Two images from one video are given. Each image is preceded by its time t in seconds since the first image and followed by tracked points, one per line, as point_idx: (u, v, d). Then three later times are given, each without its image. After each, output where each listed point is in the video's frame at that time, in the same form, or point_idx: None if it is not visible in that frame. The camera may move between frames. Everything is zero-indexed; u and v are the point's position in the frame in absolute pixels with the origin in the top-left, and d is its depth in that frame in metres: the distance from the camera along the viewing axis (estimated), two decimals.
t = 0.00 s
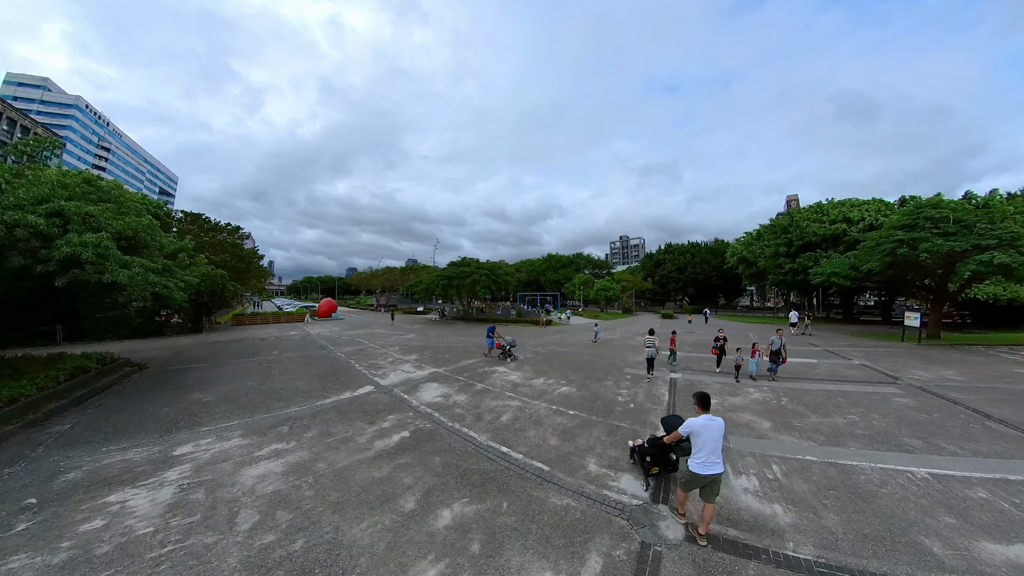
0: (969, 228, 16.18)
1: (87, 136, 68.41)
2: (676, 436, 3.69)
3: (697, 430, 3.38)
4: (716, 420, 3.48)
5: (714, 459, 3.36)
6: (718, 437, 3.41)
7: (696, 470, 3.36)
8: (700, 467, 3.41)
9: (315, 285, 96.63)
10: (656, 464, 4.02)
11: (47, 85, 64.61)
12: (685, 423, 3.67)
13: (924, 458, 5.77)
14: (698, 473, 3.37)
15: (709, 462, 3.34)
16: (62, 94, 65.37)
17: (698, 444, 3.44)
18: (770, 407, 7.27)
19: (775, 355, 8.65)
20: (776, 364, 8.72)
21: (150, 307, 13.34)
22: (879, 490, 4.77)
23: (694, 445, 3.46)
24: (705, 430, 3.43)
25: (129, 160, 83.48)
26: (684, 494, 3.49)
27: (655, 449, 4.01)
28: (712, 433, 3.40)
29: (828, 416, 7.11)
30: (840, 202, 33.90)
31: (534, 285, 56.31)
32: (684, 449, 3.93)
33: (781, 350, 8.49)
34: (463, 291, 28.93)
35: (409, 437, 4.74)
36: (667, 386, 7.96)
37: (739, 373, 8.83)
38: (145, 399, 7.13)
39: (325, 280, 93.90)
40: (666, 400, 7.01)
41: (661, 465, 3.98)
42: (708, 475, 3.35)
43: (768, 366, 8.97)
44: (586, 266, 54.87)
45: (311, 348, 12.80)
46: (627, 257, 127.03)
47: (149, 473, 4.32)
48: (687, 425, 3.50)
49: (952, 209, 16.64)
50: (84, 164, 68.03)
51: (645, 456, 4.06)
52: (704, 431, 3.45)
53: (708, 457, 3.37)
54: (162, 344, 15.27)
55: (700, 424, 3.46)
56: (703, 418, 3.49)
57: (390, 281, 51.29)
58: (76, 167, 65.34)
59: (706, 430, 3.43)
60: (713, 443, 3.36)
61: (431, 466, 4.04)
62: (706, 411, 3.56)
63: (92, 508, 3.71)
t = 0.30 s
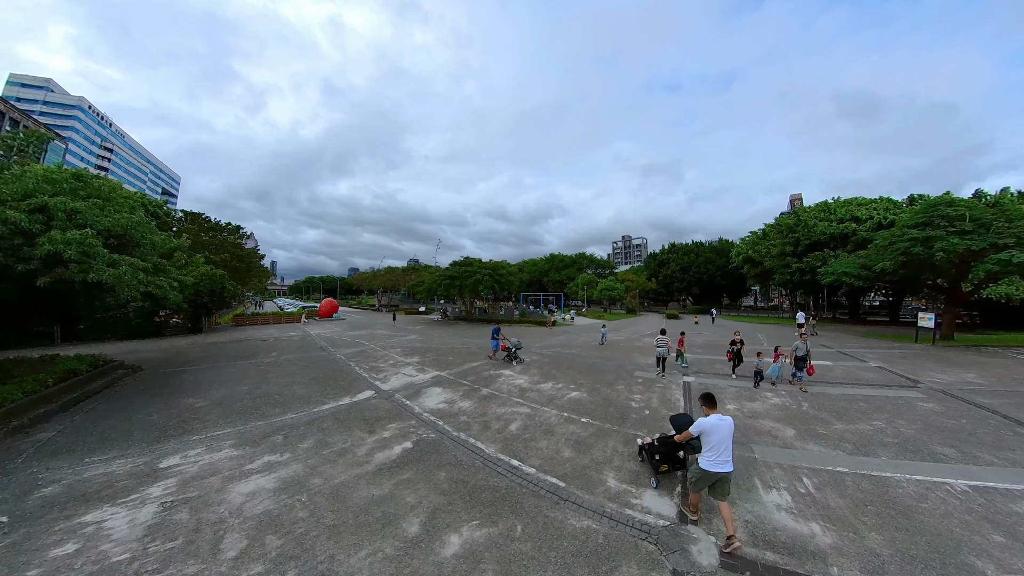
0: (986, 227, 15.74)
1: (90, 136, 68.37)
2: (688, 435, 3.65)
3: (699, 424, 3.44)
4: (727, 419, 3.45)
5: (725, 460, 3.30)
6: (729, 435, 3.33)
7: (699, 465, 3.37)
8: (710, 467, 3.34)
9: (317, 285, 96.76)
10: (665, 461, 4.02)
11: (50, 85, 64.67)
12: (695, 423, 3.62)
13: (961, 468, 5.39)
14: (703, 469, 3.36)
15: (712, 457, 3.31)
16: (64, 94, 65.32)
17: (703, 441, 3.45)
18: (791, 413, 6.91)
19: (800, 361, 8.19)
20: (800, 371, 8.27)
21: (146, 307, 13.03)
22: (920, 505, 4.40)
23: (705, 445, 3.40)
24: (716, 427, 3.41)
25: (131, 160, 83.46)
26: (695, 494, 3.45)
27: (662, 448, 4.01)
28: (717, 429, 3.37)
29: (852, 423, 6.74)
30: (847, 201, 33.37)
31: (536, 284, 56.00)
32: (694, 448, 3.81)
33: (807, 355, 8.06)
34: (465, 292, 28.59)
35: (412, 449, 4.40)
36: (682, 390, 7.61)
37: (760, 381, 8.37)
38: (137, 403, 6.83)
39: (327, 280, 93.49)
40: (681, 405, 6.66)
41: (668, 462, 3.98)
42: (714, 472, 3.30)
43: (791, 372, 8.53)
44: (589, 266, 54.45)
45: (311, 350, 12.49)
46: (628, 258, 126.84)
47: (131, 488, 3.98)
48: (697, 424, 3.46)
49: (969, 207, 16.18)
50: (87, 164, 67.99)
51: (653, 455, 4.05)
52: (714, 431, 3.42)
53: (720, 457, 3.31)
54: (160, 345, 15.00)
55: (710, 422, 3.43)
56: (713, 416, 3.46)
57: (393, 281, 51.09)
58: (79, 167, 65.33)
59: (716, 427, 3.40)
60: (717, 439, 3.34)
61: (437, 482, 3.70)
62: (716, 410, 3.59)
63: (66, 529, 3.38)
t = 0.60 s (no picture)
0: (1006, 223, 15.21)
1: (92, 137, 68.41)
2: (699, 430, 3.66)
3: (710, 417, 3.51)
4: (739, 414, 3.50)
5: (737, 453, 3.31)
6: (740, 429, 3.36)
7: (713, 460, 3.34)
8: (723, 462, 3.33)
9: (318, 285, 96.68)
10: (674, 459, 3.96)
11: (53, 86, 64.83)
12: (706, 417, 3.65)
13: (1005, 477, 4.98)
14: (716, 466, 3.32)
15: (724, 452, 3.30)
16: (67, 95, 65.39)
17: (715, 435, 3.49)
18: (814, 418, 6.54)
19: (830, 366, 7.76)
20: (830, 377, 7.82)
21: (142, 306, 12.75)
22: (969, 520, 4.01)
23: (717, 440, 3.40)
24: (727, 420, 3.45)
25: (134, 161, 83.58)
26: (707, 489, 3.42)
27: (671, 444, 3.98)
28: (729, 422, 3.42)
29: (879, 429, 6.36)
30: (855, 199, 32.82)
31: (538, 284, 55.63)
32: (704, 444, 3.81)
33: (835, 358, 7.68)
34: (467, 291, 28.23)
35: (411, 460, 4.05)
36: (697, 393, 7.24)
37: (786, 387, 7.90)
38: (125, 407, 6.50)
39: (328, 279, 93.30)
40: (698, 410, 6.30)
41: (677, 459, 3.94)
42: (727, 468, 3.25)
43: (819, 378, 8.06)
44: (591, 266, 54.02)
45: (310, 350, 12.14)
46: (630, 258, 126.12)
47: (106, 503, 3.64)
48: (711, 418, 3.48)
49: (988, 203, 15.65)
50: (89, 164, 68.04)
51: (663, 452, 4.00)
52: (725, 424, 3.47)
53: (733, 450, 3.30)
54: (157, 345, 14.72)
55: (723, 416, 3.46)
56: (727, 410, 3.50)
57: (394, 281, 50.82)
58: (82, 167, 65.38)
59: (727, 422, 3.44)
60: (728, 432, 3.38)
61: (440, 500, 3.34)
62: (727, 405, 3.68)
63: (28, 551, 3.04)
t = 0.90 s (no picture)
0: None
1: (95, 137, 68.39)
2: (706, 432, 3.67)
3: (719, 420, 3.50)
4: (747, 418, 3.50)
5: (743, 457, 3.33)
6: (748, 432, 3.37)
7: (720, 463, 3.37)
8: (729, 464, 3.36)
9: (320, 285, 96.58)
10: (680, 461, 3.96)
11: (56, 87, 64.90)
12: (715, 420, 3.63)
13: None
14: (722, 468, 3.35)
15: (731, 454, 3.32)
16: (69, 96, 65.39)
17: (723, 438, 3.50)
18: (837, 429, 6.20)
19: (865, 376, 7.30)
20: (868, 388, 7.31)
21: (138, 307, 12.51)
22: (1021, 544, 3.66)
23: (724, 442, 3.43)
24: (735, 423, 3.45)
25: (137, 161, 83.66)
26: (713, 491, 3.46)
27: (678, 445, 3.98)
28: (737, 425, 3.43)
29: (906, 440, 6.01)
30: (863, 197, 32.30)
31: (541, 284, 55.28)
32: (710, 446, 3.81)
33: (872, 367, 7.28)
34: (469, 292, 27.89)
35: (411, 478, 3.73)
36: (712, 401, 6.91)
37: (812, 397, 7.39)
38: (112, 414, 6.21)
39: (330, 279, 93.16)
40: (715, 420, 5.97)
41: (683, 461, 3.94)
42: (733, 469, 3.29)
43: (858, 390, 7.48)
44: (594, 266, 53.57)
45: (308, 353, 11.83)
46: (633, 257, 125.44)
47: (78, 525, 3.33)
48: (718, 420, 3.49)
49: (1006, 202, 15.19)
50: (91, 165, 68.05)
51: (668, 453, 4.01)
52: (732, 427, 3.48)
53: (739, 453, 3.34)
54: (155, 347, 14.47)
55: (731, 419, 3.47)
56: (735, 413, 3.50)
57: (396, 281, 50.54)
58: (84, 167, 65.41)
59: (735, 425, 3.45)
60: (737, 435, 3.39)
61: (442, 527, 3.01)
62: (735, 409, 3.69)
63: None
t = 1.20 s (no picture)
0: None
1: (96, 137, 68.30)
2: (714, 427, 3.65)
3: (728, 415, 3.47)
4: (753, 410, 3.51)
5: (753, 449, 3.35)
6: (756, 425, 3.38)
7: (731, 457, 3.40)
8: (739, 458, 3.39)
9: (321, 285, 96.31)
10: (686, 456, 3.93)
11: (58, 87, 64.91)
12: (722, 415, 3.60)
13: None
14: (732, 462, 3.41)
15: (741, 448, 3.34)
16: (71, 96, 65.35)
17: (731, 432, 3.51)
18: (860, 435, 5.88)
19: (902, 378, 6.88)
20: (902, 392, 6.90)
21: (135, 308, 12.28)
22: None
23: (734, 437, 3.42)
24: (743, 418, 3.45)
25: (138, 161, 83.60)
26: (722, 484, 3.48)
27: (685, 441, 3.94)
28: (745, 419, 3.42)
29: (933, 445, 5.70)
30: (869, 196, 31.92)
31: (543, 284, 54.96)
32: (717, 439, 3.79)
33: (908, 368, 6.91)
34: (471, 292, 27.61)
35: (414, 492, 3.45)
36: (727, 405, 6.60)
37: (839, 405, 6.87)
38: (101, 419, 5.95)
39: (331, 279, 92.93)
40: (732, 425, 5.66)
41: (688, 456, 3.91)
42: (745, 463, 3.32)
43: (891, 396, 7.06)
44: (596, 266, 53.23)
45: (308, 355, 11.56)
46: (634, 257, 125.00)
47: (53, 544, 3.06)
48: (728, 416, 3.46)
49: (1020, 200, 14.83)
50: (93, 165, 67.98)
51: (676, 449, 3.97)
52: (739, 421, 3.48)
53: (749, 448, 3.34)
54: (153, 348, 14.25)
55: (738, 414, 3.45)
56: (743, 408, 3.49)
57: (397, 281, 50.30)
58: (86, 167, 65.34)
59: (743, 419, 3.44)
60: (745, 429, 3.38)
61: (448, 549, 2.73)
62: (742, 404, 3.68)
63: None
